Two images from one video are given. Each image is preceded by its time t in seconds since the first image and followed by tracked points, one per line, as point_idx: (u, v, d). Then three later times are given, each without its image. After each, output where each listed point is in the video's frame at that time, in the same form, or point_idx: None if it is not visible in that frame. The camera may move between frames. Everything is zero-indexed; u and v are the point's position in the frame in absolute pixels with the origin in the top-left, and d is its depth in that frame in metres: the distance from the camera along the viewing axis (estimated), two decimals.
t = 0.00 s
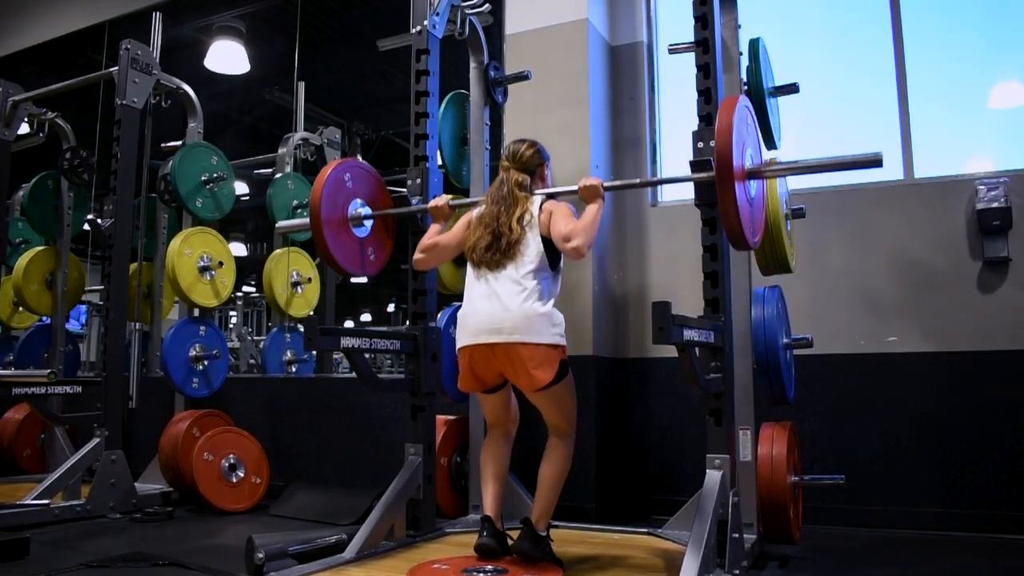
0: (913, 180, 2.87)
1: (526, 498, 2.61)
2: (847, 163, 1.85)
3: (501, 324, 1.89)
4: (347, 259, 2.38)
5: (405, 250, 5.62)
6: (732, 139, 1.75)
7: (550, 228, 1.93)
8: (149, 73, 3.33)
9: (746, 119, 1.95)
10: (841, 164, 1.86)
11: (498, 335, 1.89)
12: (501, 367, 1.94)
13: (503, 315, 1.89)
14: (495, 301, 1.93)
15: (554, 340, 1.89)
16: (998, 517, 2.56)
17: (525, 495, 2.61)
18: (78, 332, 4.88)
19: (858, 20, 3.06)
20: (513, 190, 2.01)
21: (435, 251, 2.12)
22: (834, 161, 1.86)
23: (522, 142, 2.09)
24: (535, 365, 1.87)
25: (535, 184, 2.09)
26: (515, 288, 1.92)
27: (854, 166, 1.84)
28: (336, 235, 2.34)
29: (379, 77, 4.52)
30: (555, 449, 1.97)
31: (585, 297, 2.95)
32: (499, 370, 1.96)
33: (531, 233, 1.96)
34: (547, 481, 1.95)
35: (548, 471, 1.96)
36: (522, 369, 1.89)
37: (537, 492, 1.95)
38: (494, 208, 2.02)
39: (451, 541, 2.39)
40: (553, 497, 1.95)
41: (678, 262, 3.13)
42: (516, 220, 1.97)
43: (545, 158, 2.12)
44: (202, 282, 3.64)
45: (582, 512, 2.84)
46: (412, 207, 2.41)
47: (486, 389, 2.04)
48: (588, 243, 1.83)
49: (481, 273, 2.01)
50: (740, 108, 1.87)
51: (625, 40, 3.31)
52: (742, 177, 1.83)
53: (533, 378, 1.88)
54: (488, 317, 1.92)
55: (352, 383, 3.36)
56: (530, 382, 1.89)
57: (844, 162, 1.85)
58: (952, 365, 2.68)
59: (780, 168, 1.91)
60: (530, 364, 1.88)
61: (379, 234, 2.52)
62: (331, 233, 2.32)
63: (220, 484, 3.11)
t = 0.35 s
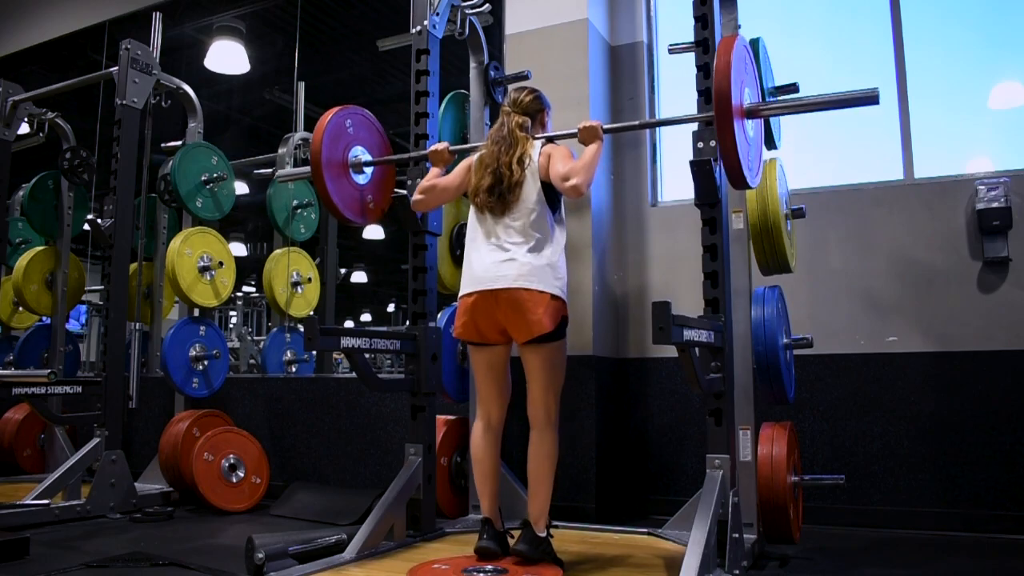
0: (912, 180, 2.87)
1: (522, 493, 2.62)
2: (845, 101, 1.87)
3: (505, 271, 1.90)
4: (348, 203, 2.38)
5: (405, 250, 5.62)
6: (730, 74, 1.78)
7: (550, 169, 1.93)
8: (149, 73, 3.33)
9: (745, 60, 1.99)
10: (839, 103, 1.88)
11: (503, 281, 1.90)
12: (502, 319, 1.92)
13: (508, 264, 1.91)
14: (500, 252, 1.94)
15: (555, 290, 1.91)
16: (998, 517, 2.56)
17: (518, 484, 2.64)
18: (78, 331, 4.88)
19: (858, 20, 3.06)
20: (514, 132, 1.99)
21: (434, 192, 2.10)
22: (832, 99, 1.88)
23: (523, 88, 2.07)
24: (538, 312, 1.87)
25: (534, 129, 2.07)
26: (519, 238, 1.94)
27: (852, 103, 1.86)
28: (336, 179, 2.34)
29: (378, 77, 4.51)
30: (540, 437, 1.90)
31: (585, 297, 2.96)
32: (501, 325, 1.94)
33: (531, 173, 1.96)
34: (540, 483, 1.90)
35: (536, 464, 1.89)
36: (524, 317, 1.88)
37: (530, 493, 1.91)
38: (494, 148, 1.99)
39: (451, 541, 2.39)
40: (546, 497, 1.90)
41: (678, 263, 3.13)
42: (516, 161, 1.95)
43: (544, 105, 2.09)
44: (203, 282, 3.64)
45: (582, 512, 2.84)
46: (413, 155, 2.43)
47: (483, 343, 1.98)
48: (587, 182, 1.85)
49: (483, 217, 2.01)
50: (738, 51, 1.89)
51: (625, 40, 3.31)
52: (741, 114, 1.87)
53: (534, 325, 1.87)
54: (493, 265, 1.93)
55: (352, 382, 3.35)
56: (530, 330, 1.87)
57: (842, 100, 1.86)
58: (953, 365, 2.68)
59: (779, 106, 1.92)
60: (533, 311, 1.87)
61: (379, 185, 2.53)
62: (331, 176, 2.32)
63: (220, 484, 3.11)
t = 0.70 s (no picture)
0: (912, 180, 2.87)
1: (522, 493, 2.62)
2: (848, 106, 1.85)
3: (507, 273, 1.90)
4: (349, 207, 2.39)
5: (405, 250, 5.62)
6: (734, 80, 1.76)
7: (552, 174, 1.92)
8: (149, 73, 3.33)
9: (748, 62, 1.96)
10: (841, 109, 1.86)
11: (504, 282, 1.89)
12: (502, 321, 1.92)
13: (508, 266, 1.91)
14: (501, 254, 1.94)
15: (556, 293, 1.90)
16: (998, 518, 2.56)
17: (521, 489, 2.63)
18: (78, 331, 4.88)
19: (858, 21, 3.06)
20: (516, 136, 1.99)
21: (436, 197, 2.10)
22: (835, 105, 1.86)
23: (524, 91, 2.07)
24: (539, 313, 1.86)
25: (536, 132, 2.07)
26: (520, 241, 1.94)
27: (855, 110, 1.84)
28: (337, 182, 2.34)
29: (379, 77, 4.52)
30: (542, 438, 1.90)
31: (585, 297, 2.96)
32: (501, 328, 1.93)
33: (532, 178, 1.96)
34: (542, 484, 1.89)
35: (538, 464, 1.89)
36: (524, 318, 1.87)
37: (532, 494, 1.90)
38: (496, 153, 2.00)
39: (451, 541, 2.39)
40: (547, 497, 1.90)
41: (678, 262, 3.13)
42: (518, 167, 1.96)
43: (545, 107, 2.10)
44: (203, 282, 3.64)
45: (582, 512, 2.84)
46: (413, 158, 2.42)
47: (484, 346, 1.98)
48: (590, 189, 1.84)
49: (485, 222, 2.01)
50: (741, 55, 1.89)
51: (625, 40, 3.32)
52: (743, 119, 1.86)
53: (533, 326, 1.86)
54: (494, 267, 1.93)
55: (352, 382, 3.36)
56: (531, 332, 1.87)
57: (844, 105, 1.85)
58: (952, 366, 2.68)
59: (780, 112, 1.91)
60: (534, 313, 1.87)
61: (380, 188, 2.53)
62: (333, 179, 2.32)
63: (220, 483, 3.11)
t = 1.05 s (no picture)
0: (912, 180, 2.87)
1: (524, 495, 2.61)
2: (850, 155, 1.85)
3: (497, 303, 1.89)
4: (351, 240, 2.37)
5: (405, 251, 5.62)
6: (738, 128, 1.78)
7: (555, 213, 1.92)
8: (149, 73, 3.33)
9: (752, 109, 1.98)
10: (844, 157, 1.86)
11: (495, 313, 1.89)
12: (494, 347, 1.93)
13: (499, 295, 1.90)
14: (493, 282, 1.93)
15: (549, 319, 1.89)
16: (998, 518, 2.56)
17: (526, 496, 2.60)
18: (77, 331, 4.88)
19: (857, 20, 3.06)
20: (519, 175, 2.01)
21: (439, 235, 2.12)
22: (838, 153, 1.87)
23: (526, 128, 2.09)
24: (529, 341, 1.87)
25: (539, 170, 2.09)
26: (511, 270, 1.93)
27: (857, 159, 1.83)
28: (339, 216, 2.33)
29: (379, 78, 4.52)
30: (553, 442, 1.95)
31: (585, 297, 2.96)
32: (496, 353, 1.94)
33: (534, 216, 1.96)
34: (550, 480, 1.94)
35: (548, 466, 1.94)
36: (516, 347, 1.88)
37: (537, 492, 1.94)
38: (499, 192, 2.01)
39: (452, 541, 2.39)
40: (553, 496, 1.93)
41: (678, 263, 3.13)
42: (521, 206, 1.97)
43: (549, 145, 2.11)
44: (203, 282, 3.64)
45: (582, 512, 2.83)
46: (417, 190, 2.41)
47: (483, 374, 2.01)
48: (593, 231, 1.84)
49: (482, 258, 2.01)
50: (746, 100, 1.90)
51: (625, 40, 3.31)
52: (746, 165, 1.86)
53: (523, 355, 1.87)
54: (485, 297, 1.92)
55: (352, 382, 3.35)
56: (524, 360, 1.88)
57: (847, 154, 1.85)
58: (952, 365, 2.68)
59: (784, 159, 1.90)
60: (525, 342, 1.87)
61: (383, 219, 2.51)
62: (335, 213, 2.31)
63: (219, 484, 3.11)
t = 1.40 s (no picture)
0: (912, 180, 2.87)
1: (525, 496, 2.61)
2: (853, 211, 1.87)
3: (490, 344, 1.89)
4: (353, 284, 2.39)
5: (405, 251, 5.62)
6: (740, 186, 1.80)
7: (556, 260, 1.93)
8: (149, 73, 3.33)
9: (756, 163, 1.99)
10: (846, 213, 1.88)
11: (487, 354, 1.89)
12: (488, 385, 1.94)
13: (490, 336, 1.89)
14: (485, 321, 1.93)
15: (545, 357, 1.88)
16: (998, 517, 2.56)
17: (527, 497, 2.61)
18: (78, 331, 4.89)
19: (857, 20, 3.06)
20: (520, 222, 2.03)
21: (438, 278, 2.15)
22: (840, 208, 1.88)
23: (530, 177, 2.12)
24: (523, 381, 1.88)
25: (541, 218, 2.11)
26: (505, 309, 1.92)
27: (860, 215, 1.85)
28: (342, 261, 2.34)
29: (379, 78, 4.52)
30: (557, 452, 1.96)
31: (585, 298, 2.95)
32: (491, 391, 1.95)
33: (534, 262, 1.96)
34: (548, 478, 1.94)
35: (549, 472, 1.94)
36: (511, 387, 1.89)
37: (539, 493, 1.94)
38: (499, 238, 2.03)
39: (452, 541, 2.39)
40: (555, 497, 1.93)
41: (678, 263, 3.13)
42: (521, 253, 1.97)
43: (551, 193, 2.14)
44: (203, 281, 3.64)
45: (582, 512, 2.83)
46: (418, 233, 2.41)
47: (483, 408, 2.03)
48: (595, 277, 1.84)
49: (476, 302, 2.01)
50: (749, 153, 1.90)
51: (625, 40, 3.31)
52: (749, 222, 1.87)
53: (520, 395, 1.89)
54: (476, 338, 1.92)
55: (352, 382, 3.36)
56: (520, 399, 1.89)
57: (850, 210, 1.87)
58: (952, 364, 2.68)
59: (783, 214, 1.91)
60: (519, 382, 1.88)
61: (384, 257, 2.53)
62: (338, 259, 2.32)
63: (220, 484, 3.11)
